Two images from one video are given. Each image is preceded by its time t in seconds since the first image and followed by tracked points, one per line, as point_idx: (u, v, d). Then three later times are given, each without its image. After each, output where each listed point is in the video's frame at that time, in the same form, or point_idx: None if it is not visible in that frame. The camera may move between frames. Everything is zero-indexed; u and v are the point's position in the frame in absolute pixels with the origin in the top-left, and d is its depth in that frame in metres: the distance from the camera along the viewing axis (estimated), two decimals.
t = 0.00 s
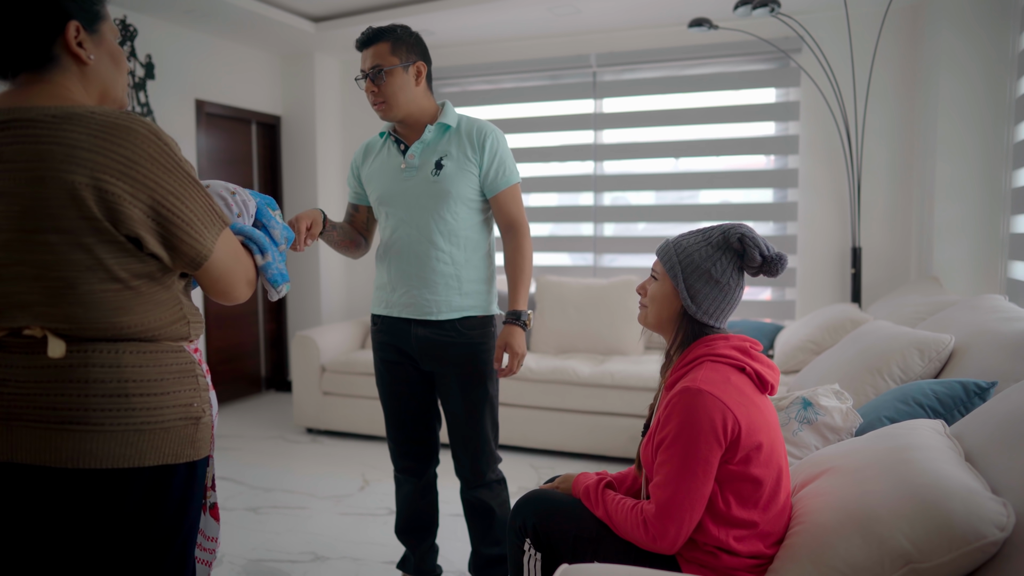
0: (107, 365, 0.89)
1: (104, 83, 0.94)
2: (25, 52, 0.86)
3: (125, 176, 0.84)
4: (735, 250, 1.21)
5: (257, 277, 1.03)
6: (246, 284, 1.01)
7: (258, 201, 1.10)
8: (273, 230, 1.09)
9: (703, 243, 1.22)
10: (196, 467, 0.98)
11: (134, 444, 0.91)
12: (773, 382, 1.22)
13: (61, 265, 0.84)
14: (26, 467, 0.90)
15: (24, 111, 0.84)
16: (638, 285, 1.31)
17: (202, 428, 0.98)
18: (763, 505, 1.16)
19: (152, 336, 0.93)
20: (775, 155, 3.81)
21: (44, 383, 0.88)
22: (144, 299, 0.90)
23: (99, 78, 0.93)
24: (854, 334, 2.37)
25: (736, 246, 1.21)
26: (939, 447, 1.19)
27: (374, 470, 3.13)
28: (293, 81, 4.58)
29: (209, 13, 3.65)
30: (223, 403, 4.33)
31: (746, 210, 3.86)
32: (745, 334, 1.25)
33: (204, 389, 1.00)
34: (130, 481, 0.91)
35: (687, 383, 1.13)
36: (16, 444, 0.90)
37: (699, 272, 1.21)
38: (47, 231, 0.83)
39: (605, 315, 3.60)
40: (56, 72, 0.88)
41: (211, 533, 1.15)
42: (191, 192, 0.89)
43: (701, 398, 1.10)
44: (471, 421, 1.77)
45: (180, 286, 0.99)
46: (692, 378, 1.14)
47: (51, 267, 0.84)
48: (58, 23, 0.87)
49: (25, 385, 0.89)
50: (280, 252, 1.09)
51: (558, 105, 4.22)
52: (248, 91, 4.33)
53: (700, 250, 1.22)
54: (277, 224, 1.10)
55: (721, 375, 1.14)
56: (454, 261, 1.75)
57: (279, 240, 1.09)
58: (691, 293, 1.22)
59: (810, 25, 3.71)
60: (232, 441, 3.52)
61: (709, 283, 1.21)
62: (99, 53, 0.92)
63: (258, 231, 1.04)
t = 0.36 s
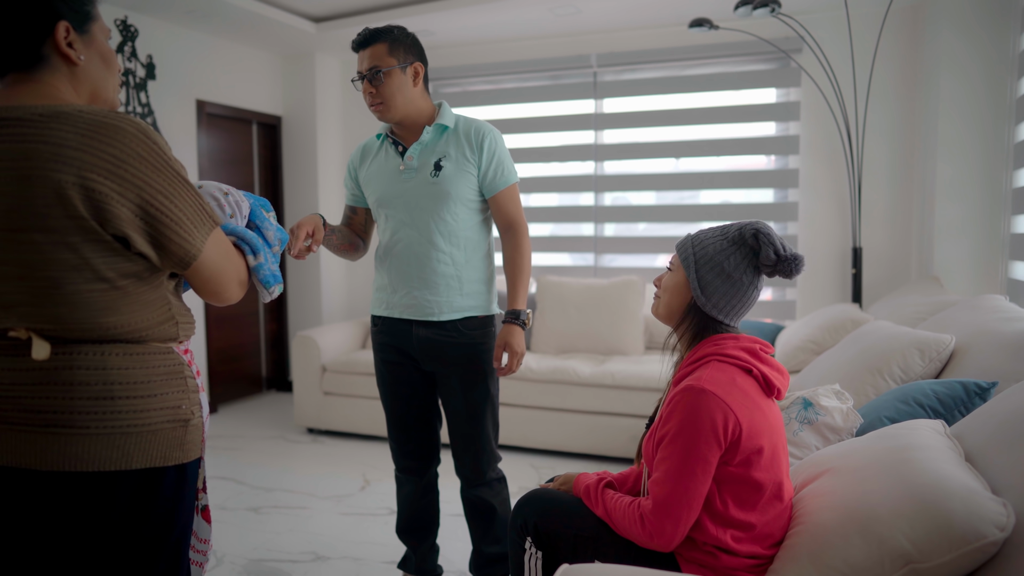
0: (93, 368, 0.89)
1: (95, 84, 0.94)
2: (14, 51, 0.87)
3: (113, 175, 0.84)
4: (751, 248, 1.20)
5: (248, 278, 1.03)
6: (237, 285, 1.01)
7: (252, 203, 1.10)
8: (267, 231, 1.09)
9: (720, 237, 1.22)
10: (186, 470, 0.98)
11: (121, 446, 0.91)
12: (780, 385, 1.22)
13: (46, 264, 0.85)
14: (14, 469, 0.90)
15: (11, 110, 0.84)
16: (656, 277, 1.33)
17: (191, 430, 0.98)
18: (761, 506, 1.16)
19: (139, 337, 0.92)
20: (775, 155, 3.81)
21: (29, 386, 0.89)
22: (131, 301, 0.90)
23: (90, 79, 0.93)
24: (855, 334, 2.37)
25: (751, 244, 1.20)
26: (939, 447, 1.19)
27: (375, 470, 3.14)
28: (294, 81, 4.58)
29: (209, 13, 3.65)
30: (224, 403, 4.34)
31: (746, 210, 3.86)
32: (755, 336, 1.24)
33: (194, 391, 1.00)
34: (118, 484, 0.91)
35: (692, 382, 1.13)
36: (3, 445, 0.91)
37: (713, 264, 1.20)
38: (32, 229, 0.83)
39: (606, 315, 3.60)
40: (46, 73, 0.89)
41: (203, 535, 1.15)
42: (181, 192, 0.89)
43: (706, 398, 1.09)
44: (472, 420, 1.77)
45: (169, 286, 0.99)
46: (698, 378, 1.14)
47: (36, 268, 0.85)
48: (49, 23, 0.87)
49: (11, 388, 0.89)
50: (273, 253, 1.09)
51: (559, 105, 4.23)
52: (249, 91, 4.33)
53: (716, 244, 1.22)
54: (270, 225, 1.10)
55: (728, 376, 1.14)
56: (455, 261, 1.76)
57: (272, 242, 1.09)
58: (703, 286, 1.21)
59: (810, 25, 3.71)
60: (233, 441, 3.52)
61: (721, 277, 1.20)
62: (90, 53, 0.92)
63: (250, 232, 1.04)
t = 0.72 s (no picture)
0: (76, 366, 0.89)
1: (93, 86, 0.94)
2: (10, 51, 0.87)
3: (107, 170, 0.84)
4: (787, 242, 1.20)
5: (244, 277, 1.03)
6: (232, 284, 1.01)
7: (251, 204, 1.11)
8: (264, 232, 1.09)
9: (753, 233, 1.20)
10: (173, 472, 0.97)
11: (106, 446, 0.91)
12: (808, 393, 1.21)
13: (35, 257, 0.85)
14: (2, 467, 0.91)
15: (6, 105, 0.84)
16: (684, 276, 1.33)
17: (179, 431, 0.97)
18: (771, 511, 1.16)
19: (127, 335, 0.92)
20: (775, 154, 3.81)
21: (15, 385, 0.89)
22: (121, 298, 0.90)
23: (86, 81, 0.93)
24: (856, 333, 2.37)
25: (787, 237, 1.19)
26: (940, 446, 1.19)
27: (376, 469, 3.14)
28: (294, 81, 4.58)
29: (211, 13, 3.66)
30: (225, 403, 4.34)
31: (747, 210, 3.86)
32: (788, 342, 1.25)
33: (182, 391, 0.99)
34: (101, 485, 0.91)
35: (722, 383, 1.12)
36: None
37: (745, 262, 1.20)
38: (22, 222, 0.84)
39: (607, 314, 3.60)
40: (42, 74, 0.89)
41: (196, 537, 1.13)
42: (175, 188, 0.89)
43: (736, 401, 1.09)
44: (473, 417, 1.78)
45: (162, 284, 0.98)
46: (729, 379, 1.13)
47: (25, 262, 0.85)
48: (47, 25, 0.87)
49: None
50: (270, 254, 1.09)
51: (560, 105, 4.23)
52: (250, 91, 4.33)
53: (746, 240, 1.21)
54: (268, 227, 1.10)
55: (759, 381, 1.14)
56: (457, 257, 1.76)
57: (269, 243, 1.09)
58: (735, 284, 1.21)
59: (811, 24, 3.71)
60: (234, 440, 3.52)
61: (754, 274, 1.19)
62: (87, 56, 0.92)
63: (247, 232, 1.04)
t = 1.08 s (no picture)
0: (67, 365, 0.89)
1: (94, 88, 0.94)
2: (12, 53, 0.87)
3: (101, 171, 0.84)
4: (776, 246, 1.20)
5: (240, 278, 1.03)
6: (227, 285, 1.00)
7: (251, 207, 1.11)
8: (264, 236, 1.09)
9: (745, 235, 1.21)
10: (165, 473, 0.96)
11: (96, 445, 0.91)
12: (797, 388, 1.21)
13: (28, 257, 0.86)
14: None
15: (5, 107, 0.85)
16: (676, 274, 1.35)
17: (170, 432, 0.97)
18: (767, 505, 1.16)
19: (118, 335, 0.92)
20: (775, 154, 3.82)
21: (9, 383, 0.90)
22: (114, 298, 0.91)
23: (88, 83, 0.93)
24: (855, 333, 2.37)
25: (778, 242, 1.19)
26: (939, 445, 1.19)
27: (376, 469, 3.14)
28: (295, 81, 4.59)
29: (211, 13, 3.66)
30: (225, 402, 4.35)
31: (747, 210, 3.87)
32: (776, 337, 1.24)
33: (174, 392, 0.99)
34: (91, 485, 0.91)
35: (710, 375, 1.13)
36: None
37: (736, 263, 1.20)
38: (15, 222, 0.84)
39: (607, 314, 3.60)
40: (44, 76, 0.89)
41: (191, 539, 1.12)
42: (169, 191, 0.89)
43: (724, 392, 1.10)
44: (473, 415, 1.78)
45: (156, 285, 0.98)
46: (717, 371, 1.14)
47: (17, 261, 0.86)
48: (49, 27, 0.87)
49: None
50: (269, 258, 1.09)
51: (560, 105, 4.23)
52: (250, 91, 4.34)
53: (739, 242, 1.21)
54: (268, 230, 1.10)
55: (747, 374, 1.14)
56: (461, 256, 1.80)
57: (269, 246, 1.10)
58: (724, 284, 1.21)
59: (810, 24, 3.71)
60: (234, 440, 3.52)
61: (744, 277, 1.20)
62: (89, 59, 0.92)
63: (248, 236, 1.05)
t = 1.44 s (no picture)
0: (85, 362, 0.89)
1: (107, 89, 0.94)
2: (28, 54, 0.87)
3: (118, 172, 0.84)
4: (774, 233, 1.20)
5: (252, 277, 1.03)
6: (241, 285, 1.01)
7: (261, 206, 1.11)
8: (274, 235, 1.09)
9: (740, 228, 1.21)
10: (180, 470, 0.97)
11: (113, 442, 0.91)
12: (803, 387, 1.22)
13: (46, 257, 0.86)
14: (11, 462, 0.91)
15: (23, 109, 0.85)
16: (678, 274, 1.33)
17: (186, 429, 0.97)
18: (755, 497, 1.16)
19: (136, 334, 0.93)
20: (775, 154, 3.82)
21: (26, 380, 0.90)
22: (132, 296, 0.91)
23: (101, 84, 0.93)
24: (854, 332, 2.37)
25: (774, 229, 1.20)
26: (937, 444, 1.19)
27: (376, 469, 3.14)
28: (295, 81, 4.59)
29: (210, 13, 3.66)
30: (225, 402, 4.35)
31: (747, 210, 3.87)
32: (788, 335, 1.24)
33: (189, 389, 0.99)
34: (109, 481, 0.91)
35: (719, 361, 1.13)
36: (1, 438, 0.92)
37: (739, 258, 1.20)
38: (34, 222, 0.85)
39: (607, 314, 3.60)
40: (59, 77, 0.89)
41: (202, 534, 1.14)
42: (185, 191, 0.89)
43: (731, 378, 1.10)
44: (473, 414, 1.79)
45: (171, 284, 0.99)
46: (726, 359, 1.14)
47: (36, 260, 0.86)
48: (65, 28, 0.88)
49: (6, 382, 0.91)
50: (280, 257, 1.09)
51: (560, 105, 4.23)
52: (250, 91, 4.34)
53: (737, 236, 1.21)
54: (279, 228, 1.10)
55: (757, 367, 1.14)
56: (464, 257, 1.83)
57: (280, 245, 1.10)
58: (731, 279, 1.21)
59: (810, 24, 3.71)
60: (234, 440, 3.53)
61: (749, 269, 1.20)
62: (103, 60, 0.92)
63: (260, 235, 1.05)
